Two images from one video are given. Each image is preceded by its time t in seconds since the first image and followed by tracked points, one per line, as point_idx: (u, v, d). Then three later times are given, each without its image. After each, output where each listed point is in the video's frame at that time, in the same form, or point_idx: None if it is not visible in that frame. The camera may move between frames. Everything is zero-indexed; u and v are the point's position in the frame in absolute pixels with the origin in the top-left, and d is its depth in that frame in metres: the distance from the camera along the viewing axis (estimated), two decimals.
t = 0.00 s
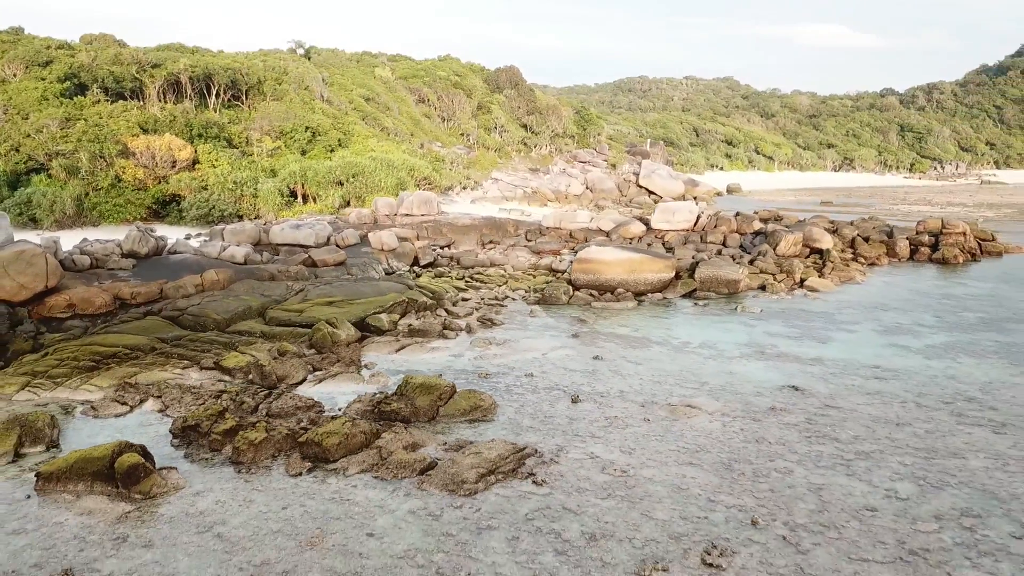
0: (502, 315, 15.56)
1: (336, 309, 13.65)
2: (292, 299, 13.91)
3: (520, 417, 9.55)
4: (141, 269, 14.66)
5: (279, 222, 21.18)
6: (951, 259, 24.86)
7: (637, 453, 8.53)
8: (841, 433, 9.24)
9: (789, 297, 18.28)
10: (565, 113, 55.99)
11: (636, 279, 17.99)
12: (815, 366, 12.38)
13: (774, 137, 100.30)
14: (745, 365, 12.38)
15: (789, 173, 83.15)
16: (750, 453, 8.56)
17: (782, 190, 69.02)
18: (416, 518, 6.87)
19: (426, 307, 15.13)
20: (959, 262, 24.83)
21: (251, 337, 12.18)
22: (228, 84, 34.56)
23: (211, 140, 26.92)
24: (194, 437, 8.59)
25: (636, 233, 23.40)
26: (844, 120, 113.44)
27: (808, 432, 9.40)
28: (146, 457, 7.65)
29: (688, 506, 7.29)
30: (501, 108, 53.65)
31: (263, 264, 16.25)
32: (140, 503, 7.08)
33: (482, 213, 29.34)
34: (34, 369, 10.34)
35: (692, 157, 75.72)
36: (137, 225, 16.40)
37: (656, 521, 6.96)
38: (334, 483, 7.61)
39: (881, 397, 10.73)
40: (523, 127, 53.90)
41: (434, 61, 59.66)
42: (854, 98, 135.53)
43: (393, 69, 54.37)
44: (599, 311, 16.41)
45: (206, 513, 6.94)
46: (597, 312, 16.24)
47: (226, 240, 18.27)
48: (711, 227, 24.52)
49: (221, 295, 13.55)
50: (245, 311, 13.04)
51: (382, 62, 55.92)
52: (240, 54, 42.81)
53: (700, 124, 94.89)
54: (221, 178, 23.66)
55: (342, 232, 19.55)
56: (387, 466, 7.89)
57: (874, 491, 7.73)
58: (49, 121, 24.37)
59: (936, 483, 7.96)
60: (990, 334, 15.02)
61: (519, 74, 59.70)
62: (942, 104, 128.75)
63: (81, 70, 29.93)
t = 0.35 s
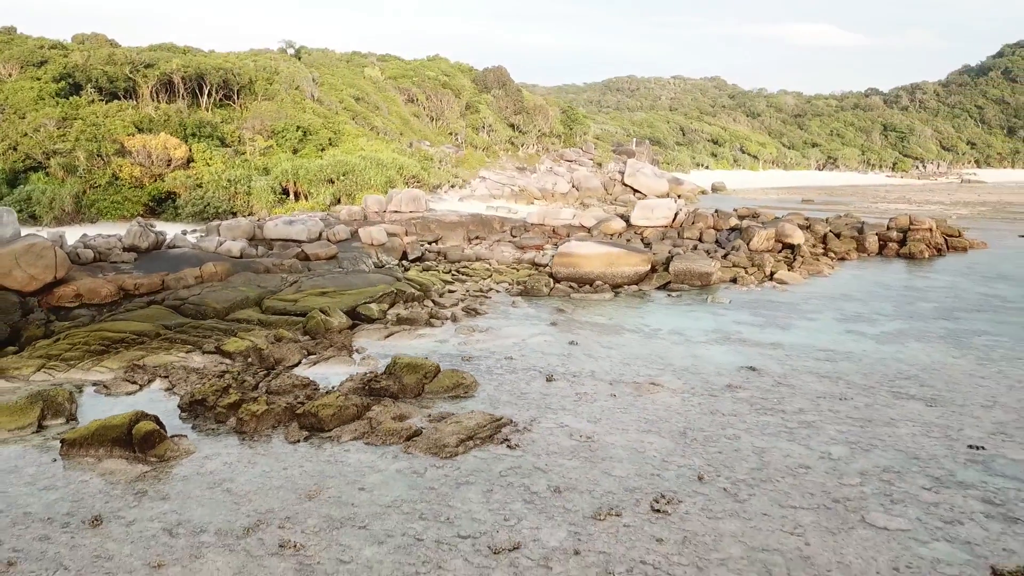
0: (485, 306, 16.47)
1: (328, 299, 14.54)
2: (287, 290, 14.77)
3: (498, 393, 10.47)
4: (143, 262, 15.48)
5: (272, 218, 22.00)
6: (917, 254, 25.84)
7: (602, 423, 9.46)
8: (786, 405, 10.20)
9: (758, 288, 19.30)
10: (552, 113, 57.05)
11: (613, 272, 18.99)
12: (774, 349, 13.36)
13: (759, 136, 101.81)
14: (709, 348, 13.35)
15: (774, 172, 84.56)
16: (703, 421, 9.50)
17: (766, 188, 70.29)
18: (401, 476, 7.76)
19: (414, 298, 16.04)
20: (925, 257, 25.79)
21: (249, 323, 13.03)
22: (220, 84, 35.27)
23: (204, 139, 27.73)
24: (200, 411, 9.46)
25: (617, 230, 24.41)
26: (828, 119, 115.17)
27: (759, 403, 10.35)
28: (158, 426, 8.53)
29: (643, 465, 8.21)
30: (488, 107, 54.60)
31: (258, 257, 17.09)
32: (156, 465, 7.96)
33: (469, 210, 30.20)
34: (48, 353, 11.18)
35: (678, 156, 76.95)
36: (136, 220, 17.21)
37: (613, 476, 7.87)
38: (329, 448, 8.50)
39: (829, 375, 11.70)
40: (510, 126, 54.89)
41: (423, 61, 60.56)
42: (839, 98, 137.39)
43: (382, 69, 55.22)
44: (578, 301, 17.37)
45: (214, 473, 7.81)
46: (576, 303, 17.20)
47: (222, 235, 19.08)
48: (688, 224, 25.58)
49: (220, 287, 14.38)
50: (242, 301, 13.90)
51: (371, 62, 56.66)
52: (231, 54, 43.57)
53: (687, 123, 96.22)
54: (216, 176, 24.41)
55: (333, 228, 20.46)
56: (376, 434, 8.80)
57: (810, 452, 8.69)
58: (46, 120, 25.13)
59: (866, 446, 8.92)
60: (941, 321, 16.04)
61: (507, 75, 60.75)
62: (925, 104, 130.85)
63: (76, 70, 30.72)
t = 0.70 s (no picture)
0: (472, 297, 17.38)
1: (324, 289, 15.43)
2: (284, 282, 15.64)
3: (481, 373, 11.39)
4: (146, 255, 16.33)
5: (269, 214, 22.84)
6: (888, 249, 26.84)
7: (574, 398, 10.40)
8: (744, 382, 11.16)
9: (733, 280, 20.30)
10: (541, 113, 58.06)
11: (595, 265, 19.96)
12: (740, 335, 14.34)
13: (747, 135, 103.24)
14: (679, 334, 14.32)
15: (761, 171, 85.83)
16: (666, 395, 10.46)
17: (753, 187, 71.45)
18: (391, 441, 8.67)
19: (405, 290, 16.94)
20: (896, 252, 26.83)
21: (249, 312, 13.89)
22: (214, 84, 36.00)
23: (200, 138, 28.55)
24: (208, 388, 10.34)
25: (600, 226, 25.43)
26: (816, 119, 116.70)
27: (719, 380, 11.31)
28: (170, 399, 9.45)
29: (609, 431, 9.15)
30: (479, 107, 55.53)
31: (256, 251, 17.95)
32: (170, 432, 8.86)
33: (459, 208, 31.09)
34: (63, 338, 12.03)
35: (666, 156, 78.10)
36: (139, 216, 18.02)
37: (580, 441, 8.81)
38: (325, 420, 9.40)
39: (786, 356, 12.67)
40: (500, 125, 55.86)
41: (415, 61, 61.44)
42: (827, 97, 139.00)
43: (375, 69, 56.05)
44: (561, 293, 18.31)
45: (223, 439, 8.71)
46: (558, 295, 18.14)
47: (220, 230, 19.92)
48: (669, 220, 26.61)
49: (221, 278, 15.24)
50: (242, 292, 14.76)
51: (364, 61, 57.46)
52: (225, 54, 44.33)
53: (676, 122, 97.44)
54: (213, 173, 25.30)
55: (327, 224, 21.37)
56: (369, 407, 9.70)
57: (760, 421, 9.66)
58: (46, 120, 25.92)
59: (811, 416, 9.89)
60: (900, 310, 17.05)
61: (497, 75, 61.71)
62: (911, 104, 132.63)
63: (74, 70, 31.51)
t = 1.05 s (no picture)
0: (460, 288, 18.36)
1: (319, 280, 16.39)
2: (282, 273, 16.61)
3: (465, 356, 12.39)
4: (151, 249, 17.26)
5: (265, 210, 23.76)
6: (860, 244, 27.95)
7: (549, 375, 11.41)
8: (705, 360, 12.24)
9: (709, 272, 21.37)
10: (531, 113, 59.16)
11: (577, 258, 21.02)
12: (708, 321, 15.39)
13: (735, 134, 104.68)
14: (652, 320, 15.38)
15: (748, 170, 87.28)
16: (632, 372, 11.53)
17: (739, 185, 72.72)
18: (381, 411, 9.65)
19: (396, 280, 17.92)
20: (867, 247, 27.95)
21: (249, 300, 14.85)
22: (210, 84, 36.86)
23: (196, 137, 29.46)
24: (215, 366, 11.33)
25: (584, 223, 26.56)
26: (804, 118, 118.29)
27: (684, 359, 12.36)
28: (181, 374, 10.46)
29: (579, 402, 10.16)
30: (469, 106, 56.55)
31: (254, 245, 18.91)
32: (183, 403, 9.87)
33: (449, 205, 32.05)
34: (77, 323, 12.97)
35: (655, 155, 79.34)
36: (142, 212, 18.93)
37: (552, 410, 9.83)
38: (322, 393, 10.37)
39: (747, 339, 13.77)
40: (490, 125, 56.89)
41: (406, 61, 62.38)
42: (815, 97, 140.69)
43: (367, 69, 56.96)
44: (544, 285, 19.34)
45: (231, 410, 9.68)
46: (542, 286, 19.17)
47: (219, 225, 20.86)
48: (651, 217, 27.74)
49: (222, 270, 16.21)
50: (243, 282, 15.72)
51: (356, 61, 58.36)
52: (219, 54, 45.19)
53: (665, 121, 98.75)
54: (211, 171, 26.26)
55: (321, 219, 22.34)
56: (362, 382, 10.69)
57: (716, 392, 10.68)
58: (47, 119, 26.79)
59: (764, 388, 10.92)
60: (861, 299, 18.16)
61: (488, 75, 62.74)
62: (897, 104, 134.51)
63: (72, 70, 32.40)
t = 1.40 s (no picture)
0: (449, 282, 19.31)
1: (315, 273, 17.30)
2: (280, 267, 17.51)
3: (453, 342, 13.33)
4: (153, 244, 18.17)
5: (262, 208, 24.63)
6: (836, 241, 29.08)
7: (530, 358, 12.37)
8: (674, 345, 13.24)
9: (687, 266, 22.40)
10: (521, 113, 60.22)
11: (562, 254, 21.98)
12: (683, 311, 16.39)
13: (725, 134, 106.05)
14: (629, 310, 16.37)
15: (737, 169, 88.64)
16: (606, 355, 12.51)
17: (727, 184, 73.95)
18: (375, 389, 10.58)
19: (388, 274, 18.83)
20: (843, 243, 29.04)
21: (250, 291, 15.74)
22: (206, 84, 37.64)
23: (194, 137, 30.27)
24: (220, 350, 12.24)
25: (571, 220, 27.57)
26: (792, 118, 119.82)
27: (655, 344, 13.33)
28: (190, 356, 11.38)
29: (555, 381, 11.12)
30: (461, 107, 57.51)
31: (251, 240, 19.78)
32: (193, 382, 10.79)
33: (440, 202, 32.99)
34: (89, 312, 13.83)
35: (644, 154, 80.51)
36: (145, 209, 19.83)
37: (531, 388, 10.78)
38: (321, 374, 11.30)
39: (716, 327, 14.79)
40: (482, 125, 57.90)
41: (400, 62, 63.27)
42: (804, 97, 142.39)
43: (361, 69, 57.82)
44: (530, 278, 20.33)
45: (237, 388, 10.60)
46: (528, 280, 20.14)
47: (219, 222, 21.73)
48: (635, 215, 28.77)
49: (223, 264, 17.11)
50: (243, 274, 16.61)
51: (350, 62, 59.21)
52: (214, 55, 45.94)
53: (656, 121, 99.97)
54: (209, 170, 27.10)
55: (317, 217, 23.24)
56: (357, 365, 11.62)
57: (682, 372, 11.66)
58: (48, 119, 27.56)
59: (726, 369, 11.91)
60: (829, 291, 19.21)
61: (480, 75, 63.71)
62: (885, 104, 136.29)
63: (71, 70, 33.14)
